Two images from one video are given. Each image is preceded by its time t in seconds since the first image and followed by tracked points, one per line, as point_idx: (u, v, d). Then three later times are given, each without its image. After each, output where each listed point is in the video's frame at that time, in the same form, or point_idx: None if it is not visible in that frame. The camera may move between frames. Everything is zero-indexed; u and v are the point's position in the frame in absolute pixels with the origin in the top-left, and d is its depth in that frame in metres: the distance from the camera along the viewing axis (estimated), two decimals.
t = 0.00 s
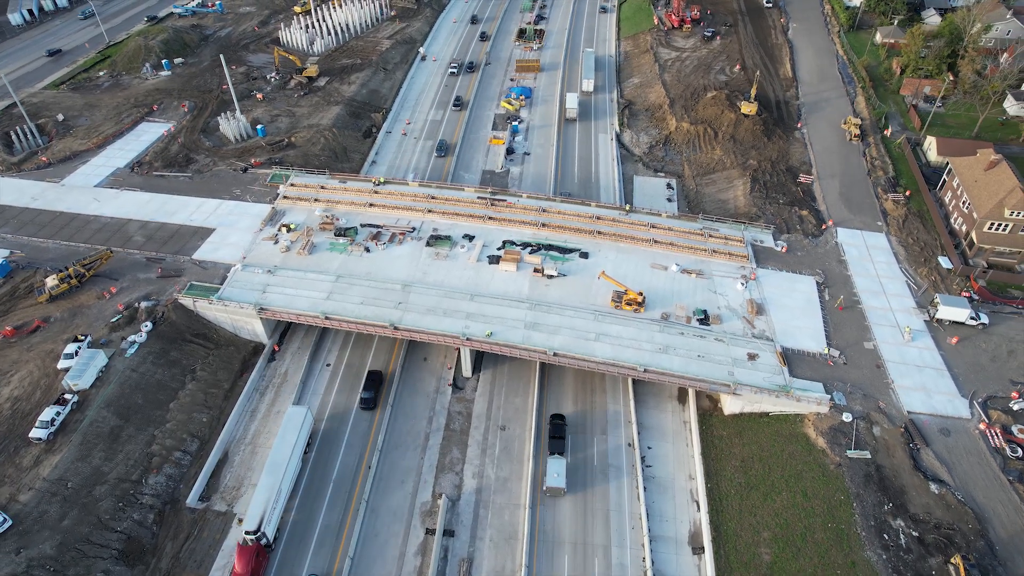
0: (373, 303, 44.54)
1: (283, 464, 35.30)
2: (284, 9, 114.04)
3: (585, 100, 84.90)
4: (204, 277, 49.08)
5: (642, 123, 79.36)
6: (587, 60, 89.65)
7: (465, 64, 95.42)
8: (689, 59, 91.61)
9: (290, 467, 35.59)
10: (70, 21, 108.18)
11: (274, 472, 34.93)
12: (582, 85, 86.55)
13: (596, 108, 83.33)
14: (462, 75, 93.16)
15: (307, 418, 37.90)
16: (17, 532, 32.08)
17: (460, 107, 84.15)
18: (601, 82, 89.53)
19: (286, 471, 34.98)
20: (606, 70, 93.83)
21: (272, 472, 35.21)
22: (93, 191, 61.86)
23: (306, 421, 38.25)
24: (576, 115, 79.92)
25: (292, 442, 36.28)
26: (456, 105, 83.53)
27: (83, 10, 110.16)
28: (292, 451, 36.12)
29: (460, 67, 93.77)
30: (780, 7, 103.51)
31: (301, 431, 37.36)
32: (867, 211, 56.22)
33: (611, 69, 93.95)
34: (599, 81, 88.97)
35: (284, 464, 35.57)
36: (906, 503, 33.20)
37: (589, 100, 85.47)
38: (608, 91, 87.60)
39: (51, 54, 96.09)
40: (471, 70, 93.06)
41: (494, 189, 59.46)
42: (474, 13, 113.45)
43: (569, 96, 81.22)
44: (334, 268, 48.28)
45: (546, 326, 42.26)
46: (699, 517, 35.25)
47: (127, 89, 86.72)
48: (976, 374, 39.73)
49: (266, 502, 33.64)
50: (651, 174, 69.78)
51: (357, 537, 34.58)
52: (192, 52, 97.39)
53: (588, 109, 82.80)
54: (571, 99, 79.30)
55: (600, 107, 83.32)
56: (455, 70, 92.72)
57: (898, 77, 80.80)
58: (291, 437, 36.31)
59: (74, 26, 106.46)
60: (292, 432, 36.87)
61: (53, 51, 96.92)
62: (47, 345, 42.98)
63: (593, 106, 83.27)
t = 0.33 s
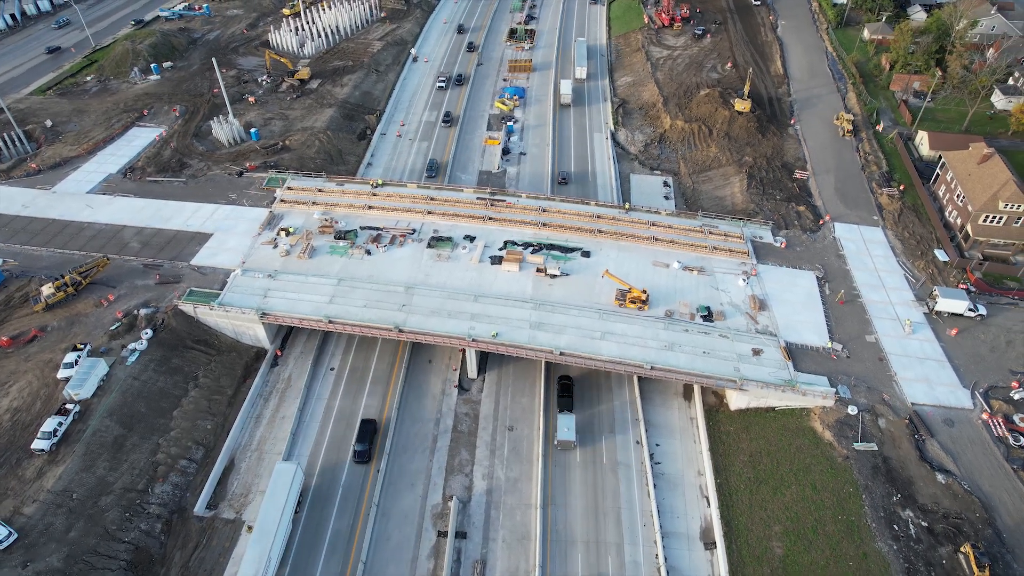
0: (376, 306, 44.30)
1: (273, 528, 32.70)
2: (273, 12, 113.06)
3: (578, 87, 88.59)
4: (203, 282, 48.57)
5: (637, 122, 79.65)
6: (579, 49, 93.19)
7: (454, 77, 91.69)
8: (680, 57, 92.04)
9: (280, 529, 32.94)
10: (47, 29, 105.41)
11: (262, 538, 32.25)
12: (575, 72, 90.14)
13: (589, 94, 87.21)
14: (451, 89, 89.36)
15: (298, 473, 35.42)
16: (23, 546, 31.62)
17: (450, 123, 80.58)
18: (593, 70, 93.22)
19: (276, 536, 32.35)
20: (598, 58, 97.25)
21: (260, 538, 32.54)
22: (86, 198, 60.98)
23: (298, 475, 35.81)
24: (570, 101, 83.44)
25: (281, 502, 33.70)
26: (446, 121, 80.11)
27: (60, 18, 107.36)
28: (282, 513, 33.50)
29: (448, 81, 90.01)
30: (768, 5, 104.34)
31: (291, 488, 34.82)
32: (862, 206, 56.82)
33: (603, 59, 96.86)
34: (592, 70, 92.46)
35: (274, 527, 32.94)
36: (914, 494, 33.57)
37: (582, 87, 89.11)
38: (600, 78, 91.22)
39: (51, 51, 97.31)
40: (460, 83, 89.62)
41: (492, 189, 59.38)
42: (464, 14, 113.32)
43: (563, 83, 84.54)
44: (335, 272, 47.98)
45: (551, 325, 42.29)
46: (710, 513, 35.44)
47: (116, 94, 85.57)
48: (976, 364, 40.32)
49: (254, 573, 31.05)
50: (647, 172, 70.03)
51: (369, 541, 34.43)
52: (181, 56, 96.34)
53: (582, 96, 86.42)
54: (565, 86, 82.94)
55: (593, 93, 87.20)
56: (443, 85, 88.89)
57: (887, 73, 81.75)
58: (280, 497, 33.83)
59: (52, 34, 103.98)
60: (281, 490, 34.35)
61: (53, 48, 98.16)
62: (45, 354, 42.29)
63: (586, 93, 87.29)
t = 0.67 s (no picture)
0: (380, 309, 44.10)
1: None
2: (261, 15, 112.09)
3: (570, 74, 92.16)
4: (203, 288, 48.06)
5: (631, 120, 79.93)
6: (570, 38, 96.37)
7: (443, 92, 87.86)
8: (672, 55, 92.43)
9: None
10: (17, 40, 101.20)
11: None
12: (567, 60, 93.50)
13: (581, 82, 90.80)
14: (440, 105, 85.42)
15: (290, 538, 33.20)
16: (30, 559, 31.18)
17: (441, 140, 76.84)
18: (584, 58, 96.81)
19: None
20: (588, 47, 100.80)
21: None
22: (79, 205, 60.08)
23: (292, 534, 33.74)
24: (563, 87, 86.97)
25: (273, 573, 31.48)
26: (437, 138, 76.28)
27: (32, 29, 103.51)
28: None
29: (437, 96, 86.12)
30: (756, 2, 105.14)
31: (283, 556, 32.55)
32: (858, 201, 57.47)
33: (595, 58, 97.10)
34: (583, 58, 95.91)
35: None
36: (921, 484, 33.94)
37: (574, 75, 92.65)
38: (591, 67, 94.81)
39: (50, 48, 98.33)
40: (449, 97, 85.90)
41: (491, 190, 59.29)
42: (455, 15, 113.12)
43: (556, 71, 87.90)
44: (336, 275, 47.69)
45: (556, 325, 42.32)
46: (720, 508, 35.63)
47: (104, 99, 84.38)
48: (976, 355, 40.90)
49: None
50: (643, 170, 70.31)
51: (380, 546, 34.27)
52: (169, 60, 95.31)
53: (574, 83, 90.00)
54: (558, 73, 86.38)
55: (585, 80, 90.96)
56: (432, 100, 84.87)
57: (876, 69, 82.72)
58: (272, 566, 31.63)
59: (22, 46, 99.84)
60: (273, 561, 32.05)
61: (52, 45, 99.27)
62: (44, 364, 41.60)
63: (578, 79, 90.97)
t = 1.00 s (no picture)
0: (384, 312, 43.92)
1: None
2: (249, 18, 111.11)
3: (561, 66, 94.63)
4: (203, 294, 47.57)
5: (625, 119, 80.24)
6: (561, 28, 99.60)
7: (432, 107, 84.35)
8: (663, 54, 92.79)
9: None
10: None
11: None
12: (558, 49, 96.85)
13: (572, 70, 94.23)
14: (429, 121, 81.80)
15: None
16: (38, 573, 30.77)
17: (433, 159, 73.41)
18: (575, 48, 100.19)
19: None
20: (578, 37, 103.86)
21: None
22: (71, 212, 59.20)
23: None
24: (555, 75, 90.39)
25: None
26: (428, 158, 72.72)
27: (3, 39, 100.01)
28: None
29: (426, 112, 82.70)
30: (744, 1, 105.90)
31: None
32: (853, 195, 58.14)
33: (586, 58, 97.35)
34: (574, 48, 99.20)
35: None
36: (928, 475, 34.35)
37: (565, 63, 96.11)
38: (581, 56, 98.23)
39: (47, 47, 98.90)
40: (439, 113, 82.40)
41: (489, 190, 59.17)
42: (444, 16, 112.85)
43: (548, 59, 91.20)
44: (338, 279, 47.42)
45: (561, 324, 42.40)
46: (730, 503, 35.87)
47: (92, 105, 83.17)
48: (975, 346, 41.51)
49: None
50: (639, 169, 70.62)
51: (393, 549, 34.19)
52: (157, 65, 94.23)
53: (566, 71, 93.59)
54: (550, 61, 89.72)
55: (576, 68, 94.49)
56: (421, 116, 81.26)
57: (865, 65, 83.60)
58: None
59: None
60: None
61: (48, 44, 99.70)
62: (43, 375, 40.95)
63: (570, 68, 94.47)
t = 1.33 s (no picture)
0: (387, 315, 43.72)
1: None
2: (237, 20, 110.14)
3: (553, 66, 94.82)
4: (203, 300, 47.07)
5: (619, 118, 80.46)
6: (551, 19, 102.44)
7: (423, 123, 80.68)
8: (655, 52, 93.10)
9: None
10: None
11: None
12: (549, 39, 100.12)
13: (563, 58, 97.51)
14: (421, 139, 78.07)
15: None
16: None
17: (425, 182, 69.35)
18: (565, 42, 101.68)
19: None
20: (568, 27, 107.11)
21: None
22: (63, 219, 58.29)
23: None
24: (546, 64, 93.58)
25: None
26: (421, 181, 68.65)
27: None
28: None
29: (417, 129, 78.88)
30: None
31: None
32: (848, 190, 58.82)
33: (577, 58, 97.46)
34: (564, 38, 102.34)
35: None
36: (934, 466, 34.77)
37: (556, 53, 99.21)
38: (572, 45, 101.33)
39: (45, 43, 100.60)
40: (431, 131, 78.52)
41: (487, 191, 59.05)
42: (434, 17, 112.53)
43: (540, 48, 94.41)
44: (339, 282, 47.14)
45: (566, 324, 42.47)
46: (739, 498, 36.12)
47: (80, 110, 81.99)
48: (974, 338, 42.12)
49: None
50: (635, 167, 70.91)
51: (405, 552, 34.12)
52: (145, 69, 93.08)
53: (556, 60, 96.82)
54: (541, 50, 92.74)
55: (566, 57, 97.46)
56: (413, 135, 77.40)
57: (855, 62, 84.50)
58: None
59: None
60: None
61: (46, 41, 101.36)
62: (42, 385, 40.28)
63: (560, 57, 97.63)
